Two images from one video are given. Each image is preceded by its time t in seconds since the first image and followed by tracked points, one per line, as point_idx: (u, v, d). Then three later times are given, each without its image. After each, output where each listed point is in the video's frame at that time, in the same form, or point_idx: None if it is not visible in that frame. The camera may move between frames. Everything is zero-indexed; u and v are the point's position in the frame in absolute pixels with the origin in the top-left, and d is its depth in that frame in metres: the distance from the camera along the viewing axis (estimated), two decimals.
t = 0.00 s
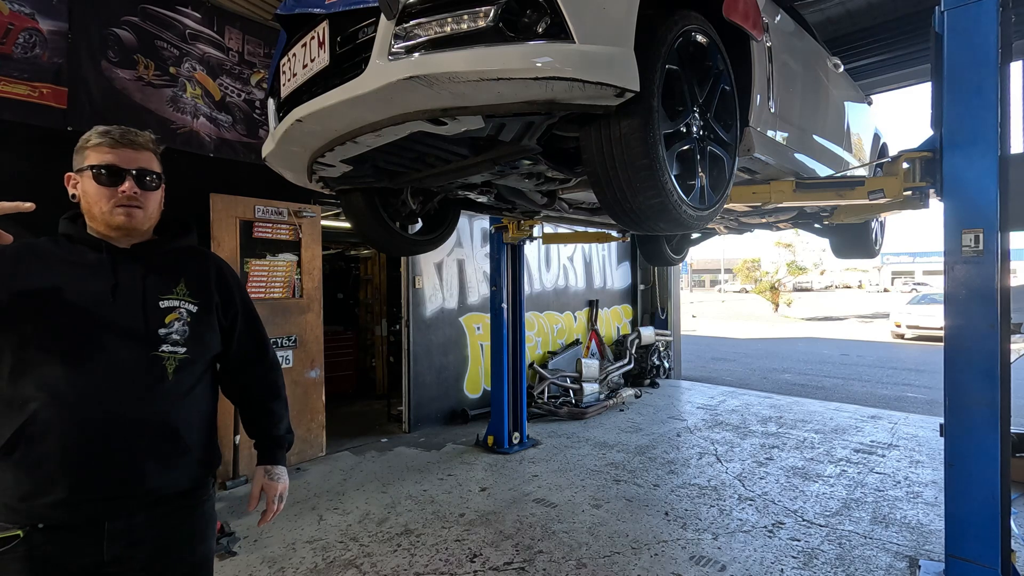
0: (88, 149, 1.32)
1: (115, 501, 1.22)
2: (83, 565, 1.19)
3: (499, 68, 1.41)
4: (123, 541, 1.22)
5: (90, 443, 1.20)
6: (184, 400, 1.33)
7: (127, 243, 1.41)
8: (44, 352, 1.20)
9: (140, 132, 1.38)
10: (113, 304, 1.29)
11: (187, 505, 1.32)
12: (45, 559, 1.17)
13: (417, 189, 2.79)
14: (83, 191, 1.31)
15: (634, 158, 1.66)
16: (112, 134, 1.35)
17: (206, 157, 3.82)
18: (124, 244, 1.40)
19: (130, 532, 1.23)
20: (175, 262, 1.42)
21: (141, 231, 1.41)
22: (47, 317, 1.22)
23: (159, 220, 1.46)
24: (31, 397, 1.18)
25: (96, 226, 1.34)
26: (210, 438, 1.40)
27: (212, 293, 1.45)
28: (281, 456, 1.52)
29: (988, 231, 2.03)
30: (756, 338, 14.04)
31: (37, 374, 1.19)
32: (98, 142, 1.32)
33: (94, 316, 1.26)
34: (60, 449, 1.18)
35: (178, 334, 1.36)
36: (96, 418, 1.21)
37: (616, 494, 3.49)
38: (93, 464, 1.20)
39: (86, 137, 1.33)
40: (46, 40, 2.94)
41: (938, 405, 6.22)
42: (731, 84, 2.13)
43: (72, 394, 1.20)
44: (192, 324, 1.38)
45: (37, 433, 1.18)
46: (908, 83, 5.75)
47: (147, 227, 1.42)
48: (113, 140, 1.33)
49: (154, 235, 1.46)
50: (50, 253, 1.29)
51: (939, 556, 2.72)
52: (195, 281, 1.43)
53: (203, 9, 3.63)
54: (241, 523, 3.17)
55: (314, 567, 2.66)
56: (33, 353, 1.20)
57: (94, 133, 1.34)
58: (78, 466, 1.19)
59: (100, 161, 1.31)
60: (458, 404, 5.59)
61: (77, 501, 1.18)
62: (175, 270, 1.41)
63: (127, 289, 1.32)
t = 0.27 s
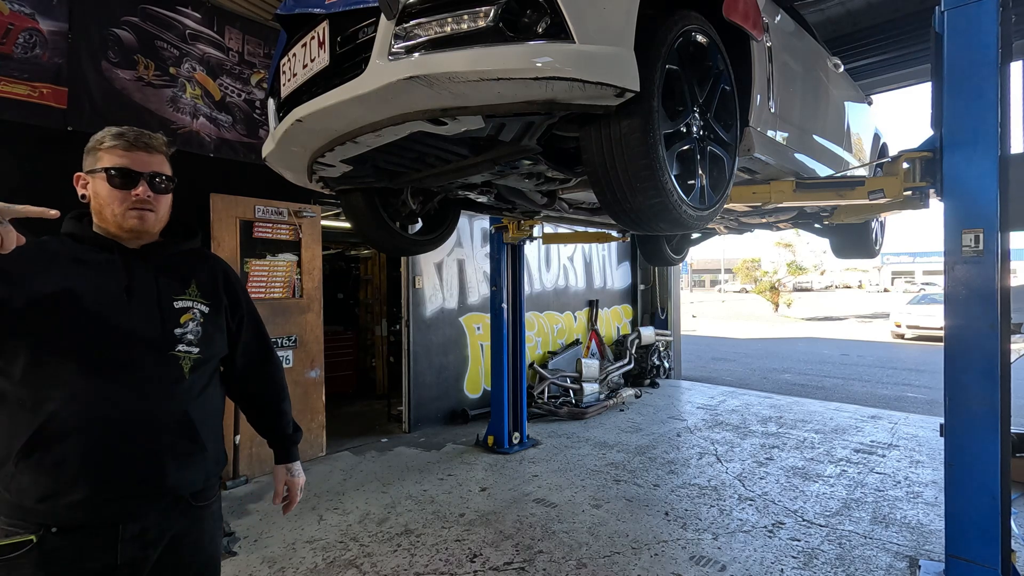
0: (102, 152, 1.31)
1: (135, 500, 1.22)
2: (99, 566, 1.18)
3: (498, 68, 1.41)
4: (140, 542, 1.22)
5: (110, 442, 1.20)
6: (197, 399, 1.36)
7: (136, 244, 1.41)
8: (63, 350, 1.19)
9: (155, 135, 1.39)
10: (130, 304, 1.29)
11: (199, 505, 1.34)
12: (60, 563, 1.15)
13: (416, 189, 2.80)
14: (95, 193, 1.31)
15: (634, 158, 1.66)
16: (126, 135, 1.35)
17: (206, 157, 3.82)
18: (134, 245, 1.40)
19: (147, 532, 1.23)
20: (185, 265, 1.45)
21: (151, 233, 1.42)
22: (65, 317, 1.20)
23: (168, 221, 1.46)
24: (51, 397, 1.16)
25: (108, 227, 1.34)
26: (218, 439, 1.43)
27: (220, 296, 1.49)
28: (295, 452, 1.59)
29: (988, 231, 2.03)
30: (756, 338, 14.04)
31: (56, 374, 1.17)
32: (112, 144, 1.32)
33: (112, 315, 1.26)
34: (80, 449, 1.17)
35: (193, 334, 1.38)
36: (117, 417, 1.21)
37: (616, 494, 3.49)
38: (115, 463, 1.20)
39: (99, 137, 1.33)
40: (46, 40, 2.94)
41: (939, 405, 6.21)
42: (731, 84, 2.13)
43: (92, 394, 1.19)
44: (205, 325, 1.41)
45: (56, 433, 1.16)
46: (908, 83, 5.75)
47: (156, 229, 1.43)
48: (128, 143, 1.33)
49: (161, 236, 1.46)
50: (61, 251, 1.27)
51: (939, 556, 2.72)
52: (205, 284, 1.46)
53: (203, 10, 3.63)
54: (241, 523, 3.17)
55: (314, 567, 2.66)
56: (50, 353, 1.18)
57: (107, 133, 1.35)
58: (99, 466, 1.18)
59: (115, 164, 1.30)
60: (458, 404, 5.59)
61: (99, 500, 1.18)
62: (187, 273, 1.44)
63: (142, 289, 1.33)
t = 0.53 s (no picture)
0: (110, 152, 1.30)
1: (150, 501, 1.22)
2: (112, 567, 1.18)
3: (499, 68, 1.41)
4: (152, 541, 1.23)
5: (125, 442, 1.20)
6: (208, 399, 1.36)
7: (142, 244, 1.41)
8: (76, 351, 1.18)
9: (162, 135, 1.39)
10: (142, 304, 1.29)
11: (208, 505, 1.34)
12: (74, 564, 1.15)
13: (416, 189, 2.80)
14: (102, 193, 1.31)
15: (634, 157, 1.66)
16: (133, 135, 1.35)
17: (206, 157, 3.82)
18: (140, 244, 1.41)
19: (159, 532, 1.24)
20: (193, 264, 1.45)
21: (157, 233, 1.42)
22: (79, 318, 1.20)
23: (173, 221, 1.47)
24: (66, 398, 1.16)
25: (114, 228, 1.34)
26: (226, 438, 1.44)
27: (227, 296, 1.50)
28: (298, 450, 1.59)
29: (988, 231, 2.03)
30: (756, 338, 14.04)
31: (71, 375, 1.17)
32: (119, 145, 1.31)
33: (125, 316, 1.25)
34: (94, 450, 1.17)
35: (204, 333, 1.38)
36: (132, 417, 1.21)
37: (616, 494, 3.49)
38: (131, 463, 1.20)
39: (106, 137, 1.32)
40: (46, 40, 2.94)
41: (938, 406, 6.21)
42: (731, 84, 2.13)
43: (107, 395, 1.19)
44: (215, 324, 1.42)
45: (71, 434, 1.16)
46: (908, 83, 5.75)
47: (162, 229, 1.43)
48: (136, 143, 1.33)
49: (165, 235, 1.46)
50: (69, 250, 1.26)
51: (939, 556, 2.72)
52: (212, 284, 1.47)
53: (203, 9, 3.63)
54: (241, 523, 3.17)
55: (314, 567, 2.66)
56: (64, 353, 1.17)
57: (115, 132, 1.35)
58: (115, 467, 1.18)
59: (123, 164, 1.30)
60: (458, 404, 5.59)
61: (115, 500, 1.18)
62: (195, 272, 1.44)
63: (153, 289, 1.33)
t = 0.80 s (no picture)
0: (116, 152, 1.30)
1: (156, 501, 1.22)
2: (117, 567, 1.18)
3: (499, 69, 1.41)
4: (158, 541, 1.23)
5: (132, 442, 1.20)
6: (213, 398, 1.37)
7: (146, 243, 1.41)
8: (83, 351, 1.18)
9: (168, 136, 1.39)
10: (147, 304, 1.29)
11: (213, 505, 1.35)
12: (79, 565, 1.15)
13: (417, 189, 2.79)
14: (108, 194, 1.30)
15: (634, 157, 1.66)
16: (140, 136, 1.34)
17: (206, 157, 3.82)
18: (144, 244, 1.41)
19: (165, 532, 1.24)
20: (197, 264, 1.46)
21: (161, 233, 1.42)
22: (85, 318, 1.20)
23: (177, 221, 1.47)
24: (72, 398, 1.16)
25: (120, 228, 1.34)
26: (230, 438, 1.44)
27: (231, 296, 1.50)
28: (298, 450, 1.58)
29: (988, 231, 2.03)
30: (756, 338, 14.04)
31: (77, 375, 1.17)
32: (125, 146, 1.31)
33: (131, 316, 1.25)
34: (101, 450, 1.17)
35: (209, 333, 1.38)
36: (139, 417, 1.22)
37: (616, 494, 3.49)
38: (136, 462, 1.20)
39: (113, 137, 1.31)
40: (45, 40, 2.94)
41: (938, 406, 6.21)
42: (731, 84, 2.13)
43: (113, 395, 1.19)
44: (220, 324, 1.42)
45: (78, 435, 1.16)
46: (908, 83, 5.75)
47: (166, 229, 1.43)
48: (143, 144, 1.33)
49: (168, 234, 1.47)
50: (72, 249, 1.25)
51: (939, 556, 2.72)
52: (216, 284, 1.47)
53: (203, 9, 3.63)
54: (241, 523, 3.17)
55: (314, 567, 2.66)
56: (69, 353, 1.17)
57: (121, 131, 1.35)
58: (121, 467, 1.18)
59: (129, 166, 1.30)
60: (458, 404, 5.59)
61: (122, 500, 1.18)
62: (200, 272, 1.45)
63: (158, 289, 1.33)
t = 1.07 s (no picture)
0: (120, 152, 1.30)
1: (155, 502, 1.22)
2: (116, 568, 1.18)
3: (499, 69, 1.41)
4: (157, 542, 1.23)
5: (130, 443, 1.20)
6: (213, 399, 1.37)
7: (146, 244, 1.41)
8: (82, 352, 1.18)
9: (171, 136, 1.39)
10: (146, 305, 1.29)
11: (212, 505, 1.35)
12: (77, 565, 1.15)
13: (416, 189, 2.79)
14: (111, 193, 1.30)
15: (634, 157, 1.66)
16: (143, 136, 1.34)
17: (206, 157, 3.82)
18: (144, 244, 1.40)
19: (163, 533, 1.24)
20: (198, 264, 1.46)
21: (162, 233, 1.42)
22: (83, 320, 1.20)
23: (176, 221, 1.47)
24: (71, 399, 1.16)
25: (121, 228, 1.34)
26: (230, 438, 1.44)
27: (231, 296, 1.50)
28: (300, 451, 1.59)
29: (988, 231, 2.03)
30: (756, 338, 14.05)
31: (76, 375, 1.17)
32: (129, 146, 1.31)
33: (129, 317, 1.25)
34: (99, 451, 1.17)
35: (208, 334, 1.38)
36: (138, 417, 1.22)
37: (616, 494, 3.49)
38: (135, 463, 1.20)
39: (116, 137, 1.31)
40: (46, 40, 2.94)
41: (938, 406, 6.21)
42: (731, 84, 2.13)
43: (112, 396, 1.19)
44: (219, 325, 1.42)
45: (76, 436, 1.16)
46: (908, 83, 5.75)
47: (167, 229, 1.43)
48: (147, 144, 1.33)
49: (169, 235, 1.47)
50: (72, 249, 1.25)
51: (939, 556, 2.72)
52: (216, 284, 1.48)
53: (203, 9, 3.63)
54: (241, 523, 3.17)
55: (314, 567, 2.66)
56: (68, 354, 1.17)
57: (125, 131, 1.35)
58: (119, 468, 1.19)
59: (132, 166, 1.30)
60: (458, 404, 5.59)
61: (121, 501, 1.18)
62: (200, 273, 1.45)
63: (156, 290, 1.33)
